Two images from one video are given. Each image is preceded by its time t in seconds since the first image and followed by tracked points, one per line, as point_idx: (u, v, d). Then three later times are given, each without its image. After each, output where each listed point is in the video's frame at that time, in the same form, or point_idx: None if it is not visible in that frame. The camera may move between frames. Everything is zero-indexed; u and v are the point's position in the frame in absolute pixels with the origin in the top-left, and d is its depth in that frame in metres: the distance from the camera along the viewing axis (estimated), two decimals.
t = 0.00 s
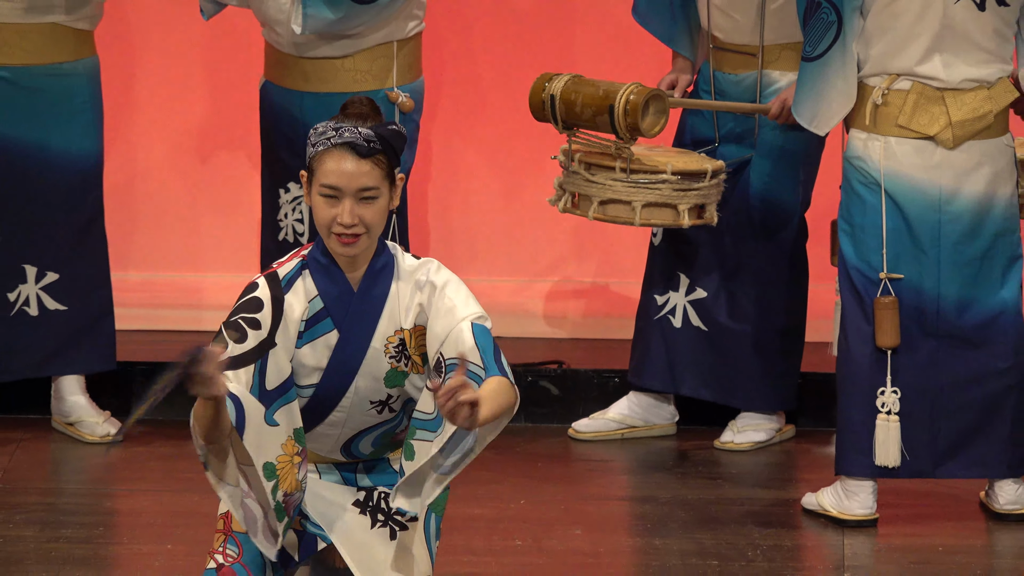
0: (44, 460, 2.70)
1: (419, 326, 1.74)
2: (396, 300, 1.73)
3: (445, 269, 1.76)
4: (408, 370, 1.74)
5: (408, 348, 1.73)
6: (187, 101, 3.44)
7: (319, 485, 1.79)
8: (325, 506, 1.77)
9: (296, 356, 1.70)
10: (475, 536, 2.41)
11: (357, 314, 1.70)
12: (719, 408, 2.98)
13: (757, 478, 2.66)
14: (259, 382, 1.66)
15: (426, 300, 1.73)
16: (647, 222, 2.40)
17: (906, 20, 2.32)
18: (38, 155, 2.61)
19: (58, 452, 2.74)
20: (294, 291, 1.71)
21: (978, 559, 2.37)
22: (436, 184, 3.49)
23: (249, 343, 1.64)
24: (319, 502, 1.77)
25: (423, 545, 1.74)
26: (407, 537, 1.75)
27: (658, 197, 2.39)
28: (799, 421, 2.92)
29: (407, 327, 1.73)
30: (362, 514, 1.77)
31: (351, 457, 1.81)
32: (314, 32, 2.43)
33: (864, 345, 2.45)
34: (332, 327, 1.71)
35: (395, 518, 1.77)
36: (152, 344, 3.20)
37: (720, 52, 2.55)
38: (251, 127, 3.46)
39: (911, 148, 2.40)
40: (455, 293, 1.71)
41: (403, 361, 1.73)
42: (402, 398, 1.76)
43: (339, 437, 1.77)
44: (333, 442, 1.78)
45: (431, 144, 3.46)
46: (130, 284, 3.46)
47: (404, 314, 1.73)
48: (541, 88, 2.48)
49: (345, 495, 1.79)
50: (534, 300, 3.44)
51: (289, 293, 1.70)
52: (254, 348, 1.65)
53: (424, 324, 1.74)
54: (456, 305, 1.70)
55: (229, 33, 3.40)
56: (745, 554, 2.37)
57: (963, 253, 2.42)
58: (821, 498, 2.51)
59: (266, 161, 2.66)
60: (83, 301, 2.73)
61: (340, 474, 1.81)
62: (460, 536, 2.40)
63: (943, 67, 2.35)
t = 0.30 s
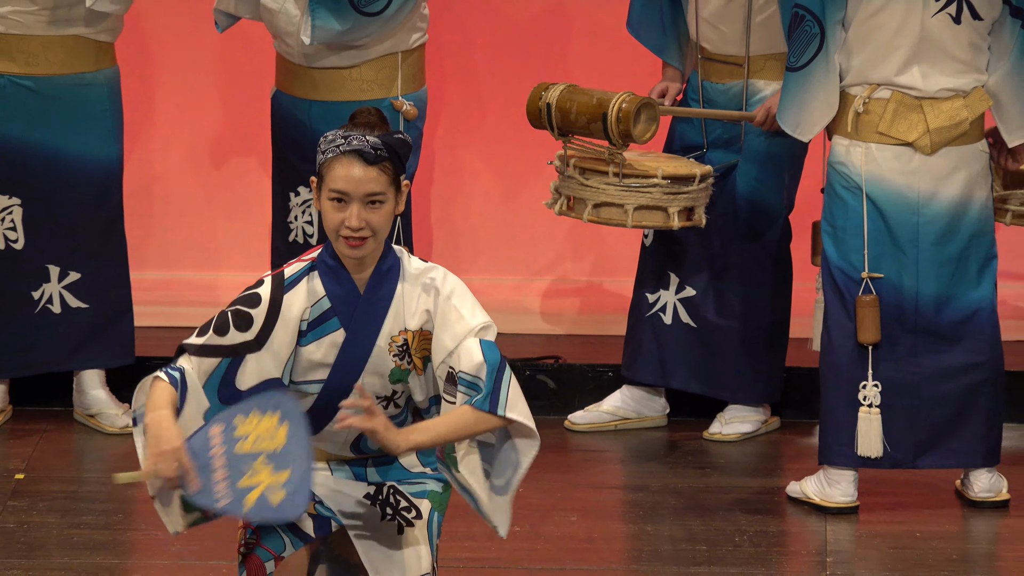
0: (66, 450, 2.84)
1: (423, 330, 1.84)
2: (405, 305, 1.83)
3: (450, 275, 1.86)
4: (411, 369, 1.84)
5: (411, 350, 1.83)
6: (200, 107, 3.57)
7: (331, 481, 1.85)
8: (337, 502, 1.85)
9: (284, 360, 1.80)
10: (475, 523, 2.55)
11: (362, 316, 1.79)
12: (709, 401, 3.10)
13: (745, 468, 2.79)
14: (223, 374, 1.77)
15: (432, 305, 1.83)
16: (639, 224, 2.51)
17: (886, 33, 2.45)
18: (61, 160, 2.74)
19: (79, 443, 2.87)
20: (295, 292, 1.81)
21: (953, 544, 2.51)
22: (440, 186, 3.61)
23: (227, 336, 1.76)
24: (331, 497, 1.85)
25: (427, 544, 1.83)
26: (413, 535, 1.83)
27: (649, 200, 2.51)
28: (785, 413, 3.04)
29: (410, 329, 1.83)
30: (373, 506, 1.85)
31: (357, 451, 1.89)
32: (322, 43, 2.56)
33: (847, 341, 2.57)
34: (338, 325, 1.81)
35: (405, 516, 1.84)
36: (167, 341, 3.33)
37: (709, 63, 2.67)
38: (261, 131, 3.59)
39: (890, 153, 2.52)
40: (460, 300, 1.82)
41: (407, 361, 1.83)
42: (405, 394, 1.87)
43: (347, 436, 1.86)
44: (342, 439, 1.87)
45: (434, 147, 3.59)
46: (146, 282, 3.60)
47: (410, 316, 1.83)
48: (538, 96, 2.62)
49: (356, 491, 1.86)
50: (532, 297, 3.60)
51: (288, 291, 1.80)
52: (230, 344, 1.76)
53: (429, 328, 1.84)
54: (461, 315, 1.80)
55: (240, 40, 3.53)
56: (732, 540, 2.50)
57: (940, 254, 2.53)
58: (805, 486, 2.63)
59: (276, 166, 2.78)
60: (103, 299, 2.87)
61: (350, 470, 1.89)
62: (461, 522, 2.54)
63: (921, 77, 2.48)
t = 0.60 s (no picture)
0: (89, 438, 2.98)
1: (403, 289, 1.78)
2: (392, 270, 1.78)
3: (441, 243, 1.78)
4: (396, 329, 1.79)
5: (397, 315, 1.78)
6: (213, 110, 3.71)
7: (341, 460, 1.89)
8: (350, 483, 1.89)
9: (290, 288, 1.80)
10: (478, 507, 2.68)
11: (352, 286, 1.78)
12: (700, 392, 3.24)
13: (735, 454, 2.92)
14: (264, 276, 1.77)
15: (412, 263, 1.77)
16: (633, 222, 2.65)
17: (868, 41, 2.59)
18: (83, 161, 2.88)
19: (101, 431, 3.01)
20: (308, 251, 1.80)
21: (931, 527, 2.64)
22: (443, 186, 3.75)
23: (275, 244, 1.78)
24: (344, 480, 1.88)
25: (450, 501, 1.87)
26: (434, 497, 1.86)
27: (642, 199, 2.64)
28: (772, 402, 3.17)
29: (391, 292, 1.78)
30: (388, 482, 1.89)
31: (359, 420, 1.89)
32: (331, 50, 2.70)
33: (830, 334, 2.71)
34: (335, 292, 1.79)
35: (420, 481, 1.87)
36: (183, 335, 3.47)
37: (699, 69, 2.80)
38: (272, 133, 3.73)
39: (872, 155, 2.66)
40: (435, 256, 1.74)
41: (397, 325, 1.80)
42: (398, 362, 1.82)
43: (343, 396, 1.86)
44: (340, 400, 1.86)
45: (438, 148, 3.73)
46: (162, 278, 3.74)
47: (391, 277, 1.78)
48: (536, 101, 2.75)
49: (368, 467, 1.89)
50: (531, 293, 3.73)
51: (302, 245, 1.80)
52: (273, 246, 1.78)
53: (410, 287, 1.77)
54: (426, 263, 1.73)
55: (253, 45, 3.67)
56: (722, 523, 2.64)
57: (919, 251, 2.67)
58: (791, 472, 2.77)
59: (287, 166, 2.92)
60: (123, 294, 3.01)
61: (359, 442, 1.90)
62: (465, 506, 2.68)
63: (901, 83, 2.62)
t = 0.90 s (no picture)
0: (108, 428, 3.12)
1: (406, 294, 1.92)
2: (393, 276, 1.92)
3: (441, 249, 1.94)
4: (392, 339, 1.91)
5: (397, 320, 1.91)
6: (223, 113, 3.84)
7: (346, 454, 2.02)
8: (356, 473, 2.01)
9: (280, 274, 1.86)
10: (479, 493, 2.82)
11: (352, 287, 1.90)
12: (691, 384, 3.38)
13: (723, 444, 3.06)
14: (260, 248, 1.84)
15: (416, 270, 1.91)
16: (626, 222, 2.78)
17: (849, 49, 2.74)
18: (103, 164, 3.02)
19: (118, 422, 3.15)
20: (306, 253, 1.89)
21: (910, 513, 2.78)
22: (446, 186, 3.89)
23: (276, 224, 1.87)
24: (350, 472, 2.01)
25: (450, 464, 2.01)
26: (435, 465, 2.01)
27: (634, 201, 2.78)
28: (759, 394, 3.31)
29: (399, 292, 1.91)
30: (391, 464, 2.02)
31: (361, 421, 2.03)
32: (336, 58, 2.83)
33: (814, 329, 2.85)
34: (334, 297, 1.90)
35: (420, 456, 2.02)
36: (196, 330, 3.62)
37: (689, 77, 2.94)
38: (280, 136, 3.87)
39: (853, 158, 2.79)
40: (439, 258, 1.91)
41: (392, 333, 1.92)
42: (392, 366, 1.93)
43: (342, 395, 1.97)
44: (338, 399, 1.98)
45: (440, 150, 3.86)
46: (175, 275, 3.88)
47: (396, 280, 1.91)
48: (534, 107, 2.89)
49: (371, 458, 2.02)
50: (528, 289, 3.87)
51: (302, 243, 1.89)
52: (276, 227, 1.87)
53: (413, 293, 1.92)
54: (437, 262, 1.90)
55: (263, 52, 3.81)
56: (710, 509, 2.78)
57: (898, 249, 2.81)
58: (776, 460, 2.91)
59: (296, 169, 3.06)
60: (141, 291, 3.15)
61: (363, 439, 2.03)
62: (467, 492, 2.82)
63: (881, 89, 2.75)
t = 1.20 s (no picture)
0: (119, 420, 3.27)
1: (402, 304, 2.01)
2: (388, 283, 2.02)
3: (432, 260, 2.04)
4: (386, 345, 2.02)
5: (389, 324, 2.01)
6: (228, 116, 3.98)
7: (346, 447, 2.10)
8: (353, 462, 2.08)
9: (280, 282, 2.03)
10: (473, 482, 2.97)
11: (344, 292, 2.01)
12: (675, 378, 3.52)
13: (706, 435, 3.21)
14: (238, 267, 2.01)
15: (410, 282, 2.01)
16: (614, 225, 2.92)
17: (825, 60, 2.88)
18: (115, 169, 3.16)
19: (129, 414, 3.30)
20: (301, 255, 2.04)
21: (883, 500, 2.93)
22: (442, 187, 4.02)
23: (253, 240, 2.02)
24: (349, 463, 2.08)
25: (442, 451, 2.09)
26: (428, 452, 2.08)
27: (621, 204, 2.92)
28: (740, 387, 3.46)
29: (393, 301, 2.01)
30: (388, 454, 2.09)
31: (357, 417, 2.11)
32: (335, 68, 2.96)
33: (791, 326, 3.00)
34: (327, 300, 2.02)
35: (415, 446, 2.10)
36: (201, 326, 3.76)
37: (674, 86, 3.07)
38: (283, 139, 4.01)
39: (828, 163, 2.93)
40: (435, 271, 2.00)
41: (382, 335, 2.02)
42: (385, 369, 2.03)
43: (337, 392, 2.06)
44: (334, 396, 2.07)
45: (436, 152, 4.00)
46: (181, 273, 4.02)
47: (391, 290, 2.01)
48: (526, 115, 3.03)
49: (368, 449, 2.09)
50: (521, 287, 4.02)
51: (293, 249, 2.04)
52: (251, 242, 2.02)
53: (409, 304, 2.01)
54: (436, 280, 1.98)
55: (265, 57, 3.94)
56: (693, 497, 2.93)
57: (871, 250, 2.95)
58: (756, 450, 3.06)
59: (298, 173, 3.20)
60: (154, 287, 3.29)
61: (362, 434, 2.11)
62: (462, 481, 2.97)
63: (856, 98, 2.90)
